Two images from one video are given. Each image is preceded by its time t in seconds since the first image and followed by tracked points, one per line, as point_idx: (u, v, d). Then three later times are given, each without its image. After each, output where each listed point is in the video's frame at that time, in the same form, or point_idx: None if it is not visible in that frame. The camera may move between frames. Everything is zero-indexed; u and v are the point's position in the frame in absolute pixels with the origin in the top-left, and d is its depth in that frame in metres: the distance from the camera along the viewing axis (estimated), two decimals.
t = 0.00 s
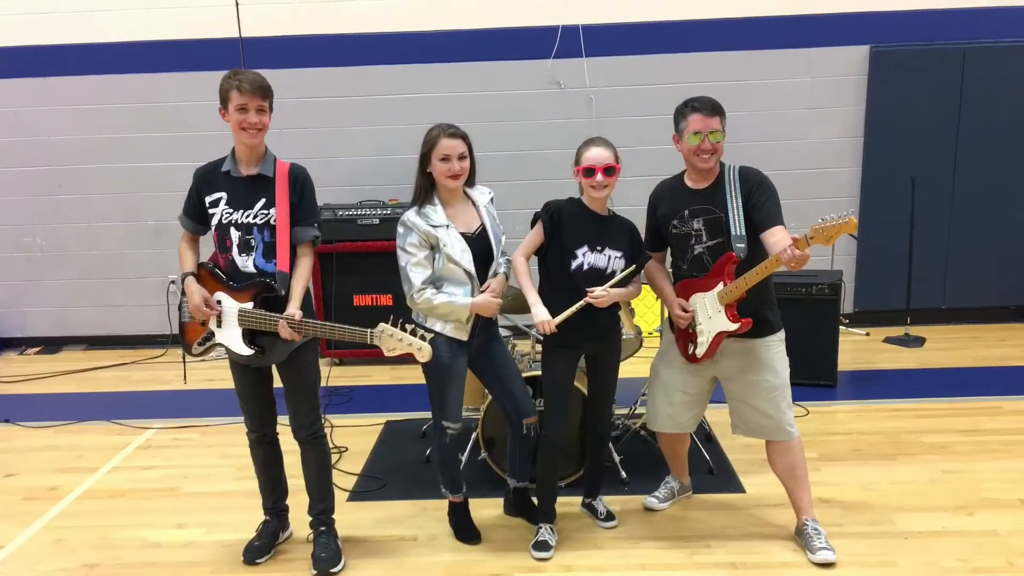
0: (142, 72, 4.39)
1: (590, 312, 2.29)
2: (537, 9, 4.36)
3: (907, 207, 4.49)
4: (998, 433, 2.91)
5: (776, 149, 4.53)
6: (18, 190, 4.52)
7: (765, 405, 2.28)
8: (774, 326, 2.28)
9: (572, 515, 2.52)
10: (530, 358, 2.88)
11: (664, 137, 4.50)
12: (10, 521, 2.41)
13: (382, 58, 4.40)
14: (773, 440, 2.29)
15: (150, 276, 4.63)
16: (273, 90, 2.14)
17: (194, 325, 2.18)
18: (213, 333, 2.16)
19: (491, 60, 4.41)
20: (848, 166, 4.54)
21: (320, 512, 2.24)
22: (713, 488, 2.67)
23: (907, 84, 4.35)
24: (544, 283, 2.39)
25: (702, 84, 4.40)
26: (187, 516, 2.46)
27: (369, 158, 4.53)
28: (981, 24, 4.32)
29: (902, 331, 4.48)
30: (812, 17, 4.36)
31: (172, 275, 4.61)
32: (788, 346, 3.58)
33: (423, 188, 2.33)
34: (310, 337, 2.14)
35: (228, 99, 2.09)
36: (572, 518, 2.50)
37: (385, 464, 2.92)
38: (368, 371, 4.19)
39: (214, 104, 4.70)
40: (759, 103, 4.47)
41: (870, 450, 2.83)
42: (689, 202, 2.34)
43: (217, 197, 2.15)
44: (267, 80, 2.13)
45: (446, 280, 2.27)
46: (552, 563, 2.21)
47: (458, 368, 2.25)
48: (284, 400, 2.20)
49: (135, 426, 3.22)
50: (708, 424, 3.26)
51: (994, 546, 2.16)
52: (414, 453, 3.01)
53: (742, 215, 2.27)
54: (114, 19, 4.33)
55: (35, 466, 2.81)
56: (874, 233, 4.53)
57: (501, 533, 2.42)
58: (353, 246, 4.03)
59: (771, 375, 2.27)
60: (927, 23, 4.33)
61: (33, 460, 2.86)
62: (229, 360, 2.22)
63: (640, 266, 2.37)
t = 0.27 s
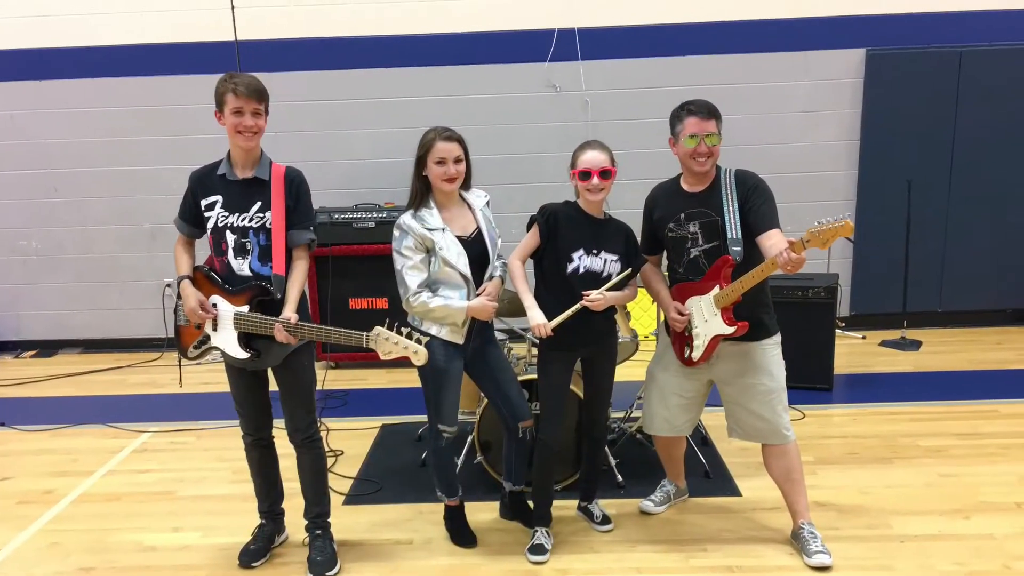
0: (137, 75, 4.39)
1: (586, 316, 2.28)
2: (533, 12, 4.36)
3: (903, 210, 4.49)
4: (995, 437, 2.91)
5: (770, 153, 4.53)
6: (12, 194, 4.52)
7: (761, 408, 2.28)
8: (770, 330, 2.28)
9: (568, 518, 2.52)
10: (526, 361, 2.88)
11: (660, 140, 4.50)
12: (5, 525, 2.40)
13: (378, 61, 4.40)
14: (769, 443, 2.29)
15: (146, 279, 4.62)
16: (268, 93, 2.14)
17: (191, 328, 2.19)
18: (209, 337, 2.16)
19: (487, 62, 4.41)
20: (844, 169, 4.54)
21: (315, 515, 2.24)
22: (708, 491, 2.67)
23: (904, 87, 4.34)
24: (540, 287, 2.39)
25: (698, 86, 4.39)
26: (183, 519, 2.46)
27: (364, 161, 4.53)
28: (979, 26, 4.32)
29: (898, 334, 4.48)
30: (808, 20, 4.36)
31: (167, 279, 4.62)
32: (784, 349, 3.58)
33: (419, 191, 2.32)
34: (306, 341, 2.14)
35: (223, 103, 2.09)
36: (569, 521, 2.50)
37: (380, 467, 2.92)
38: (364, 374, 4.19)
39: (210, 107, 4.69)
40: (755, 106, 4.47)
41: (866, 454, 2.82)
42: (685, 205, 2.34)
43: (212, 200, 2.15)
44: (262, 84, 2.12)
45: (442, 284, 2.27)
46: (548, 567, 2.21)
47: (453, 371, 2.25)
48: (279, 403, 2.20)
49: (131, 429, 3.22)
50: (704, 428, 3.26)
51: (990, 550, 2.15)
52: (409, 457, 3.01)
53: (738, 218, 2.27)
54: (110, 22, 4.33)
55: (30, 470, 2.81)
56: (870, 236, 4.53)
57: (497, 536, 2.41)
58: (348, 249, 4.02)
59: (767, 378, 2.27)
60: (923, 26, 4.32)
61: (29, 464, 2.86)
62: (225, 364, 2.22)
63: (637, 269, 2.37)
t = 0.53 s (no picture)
0: (133, 78, 4.39)
1: (582, 319, 2.28)
2: (528, 15, 4.36)
3: (899, 213, 4.49)
4: (991, 440, 2.90)
5: (765, 156, 4.53)
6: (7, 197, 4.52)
7: (757, 412, 2.27)
8: (766, 333, 2.28)
9: (564, 522, 2.52)
10: (522, 364, 2.89)
11: (656, 144, 4.49)
12: None
13: (374, 64, 4.40)
14: (766, 447, 2.28)
15: (141, 282, 4.62)
16: (263, 96, 2.13)
17: (186, 332, 2.17)
18: (204, 340, 2.15)
19: (483, 65, 4.41)
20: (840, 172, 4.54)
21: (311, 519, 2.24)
22: (704, 495, 2.67)
23: (900, 90, 4.34)
24: (535, 290, 2.38)
25: (694, 89, 4.39)
26: (179, 522, 2.46)
27: (360, 164, 4.53)
28: (975, 29, 4.32)
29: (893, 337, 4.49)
30: (804, 23, 4.36)
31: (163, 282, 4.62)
32: (780, 353, 3.58)
33: (415, 194, 2.32)
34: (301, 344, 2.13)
35: (218, 106, 2.09)
36: (565, 525, 2.50)
37: (376, 470, 2.92)
38: (359, 378, 4.19)
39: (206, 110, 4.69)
40: (750, 109, 4.47)
41: (862, 457, 2.82)
42: (682, 208, 2.34)
43: (208, 204, 2.15)
44: (257, 86, 2.12)
45: (438, 287, 2.27)
46: (544, 571, 2.21)
47: (449, 374, 2.24)
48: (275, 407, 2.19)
49: (127, 433, 3.21)
50: (700, 431, 3.26)
51: (987, 554, 2.15)
52: (405, 460, 3.01)
53: (734, 221, 2.27)
54: (105, 25, 4.32)
55: (26, 473, 2.80)
56: (866, 239, 4.53)
57: (492, 540, 2.41)
58: (345, 253, 4.03)
59: (763, 382, 2.27)
60: (919, 29, 4.32)
61: (24, 468, 2.86)
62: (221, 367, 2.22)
63: (633, 272, 2.37)
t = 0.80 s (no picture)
0: (129, 81, 4.39)
1: (578, 322, 2.27)
2: (524, 18, 4.35)
3: (896, 216, 4.49)
4: (987, 444, 2.90)
5: (761, 159, 4.53)
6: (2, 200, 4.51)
7: (753, 415, 2.27)
8: (761, 337, 2.28)
9: (560, 525, 2.52)
10: (518, 368, 2.89)
11: (653, 147, 4.49)
12: None
13: (370, 67, 4.40)
14: (762, 451, 2.28)
15: (137, 285, 4.62)
16: (259, 99, 2.13)
17: (181, 335, 2.17)
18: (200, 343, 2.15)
19: (479, 69, 4.41)
20: (837, 176, 4.53)
21: (307, 522, 2.23)
22: (701, 498, 2.67)
23: (896, 93, 4.34)
24: (531, 293, 2.38)
25: (690, 92, 4.39)
26: (175, 526, 2.45)
27: (355, 167, 4.53)
28: (970, 32, 4.33)
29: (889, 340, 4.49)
30: (799, 26, 4.36)
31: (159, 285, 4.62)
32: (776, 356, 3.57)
33: (411, 198, 2.32)
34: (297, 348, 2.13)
35: (214, 110, 2.08)
36: (561, 528, 2.50)
37: (372, 474, 2.92)
38: (356, 382, 4.19)
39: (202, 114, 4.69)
40: (746, 112, 4.46)
41: (858, 461, 2.82)
42: (678, 211, 2.33)
43: (203, 207, 2.15)
44: (252, 89, 2.12)
45: (433, 291, 2.26)
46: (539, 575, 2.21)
47: (445, 378, 2.23)
48: (271, 410, 2.19)
49: (123, 436, 3.21)
50: (697, 435, 3.26)
51: (984, 558, 2.14)
52: (401, 463, 3.01)
53: (729, 225, 2.26)
54: (101, 28, 4.33)
55: (22, 477, 2.80)
56: (863, 243, 4.53)
57: (488, 544, 2.41)
58: (340, 256, 4.02)
59: (759, 385, 2.26)
60: (915, 32, 4.33)
61: (19, 471, 2.85)
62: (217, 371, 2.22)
63: (628, 275, 2.37)
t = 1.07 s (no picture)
0: (124, 85, 4.39)
1: (574, 326, 2.27)
2: (519, 21, 4.35)
3: (892, 219, 4.49)
4: (983, 447, 2.90)
5: (757, 162, 4.53)
6: None
7: (750, 419, 2.27)
8: (757, 341, 2.27)
9: (556, 529, 2.51)
10: (514, 371, 2.90)
11: (649, 150, 4.48)
12: None
13: (366, 70, 4.40)
14: (758, 454, 2.28)
15: (133, 288, 4.62)
16: (255, 102, 2.13)
17: (178, 338, 2.17)
18: (196, 347, 2.15)
19: (475, 72, 4.41)
20: (833, 179, 4.53)
21: (302, 525, 2.23)
22: (697, 502, 2.67)
23: (892, 95, 4.34)
24: (527, 296, 2.37)
25: (686, 95, 4.39)
26: (170, 530, 2.45)
27: (351, 170, 4.52)
28: (966, 36, 4.33)
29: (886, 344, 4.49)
30: (795, 29, 4.36)
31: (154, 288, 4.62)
32: (772, 360, 3.57)
33: (406, 202, 2.32)
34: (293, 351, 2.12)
35: (210, 113, 2.08)
36: (557, 532, 2.49)
37: (368, 477, 2.92)
38: (351, 385, 4.18)
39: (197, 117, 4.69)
40: (742, 115, 4.46)
41: (855, 464, 2.82)
42: (673, 215, 2.33)
43: (199, 210, 2.14)
44: (249, 93, 2.11)
45: (429, 294, 2.26)
46: None
47: (441, 381, 2.23)
48: (266, 413, 2.18)
49: (118, 440, 3.21)
50: (693, 438, 3.26)
51: (980, 562, 2.14)
52: (397, 467, 3.01)
53: (726, 228, 2.26)
54: (97, 32, 4.33)
55: (17, 480, 2.80)
56: (859, 247, 4.53)
57: (484, 547, 2.41)
58: (336, 259, 4.02)
59: (755, 389, 2.26)
60: (911, 35, 4.32)
61: (15, 475, 2.85)
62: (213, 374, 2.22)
63: (624, 279, 2.37)
